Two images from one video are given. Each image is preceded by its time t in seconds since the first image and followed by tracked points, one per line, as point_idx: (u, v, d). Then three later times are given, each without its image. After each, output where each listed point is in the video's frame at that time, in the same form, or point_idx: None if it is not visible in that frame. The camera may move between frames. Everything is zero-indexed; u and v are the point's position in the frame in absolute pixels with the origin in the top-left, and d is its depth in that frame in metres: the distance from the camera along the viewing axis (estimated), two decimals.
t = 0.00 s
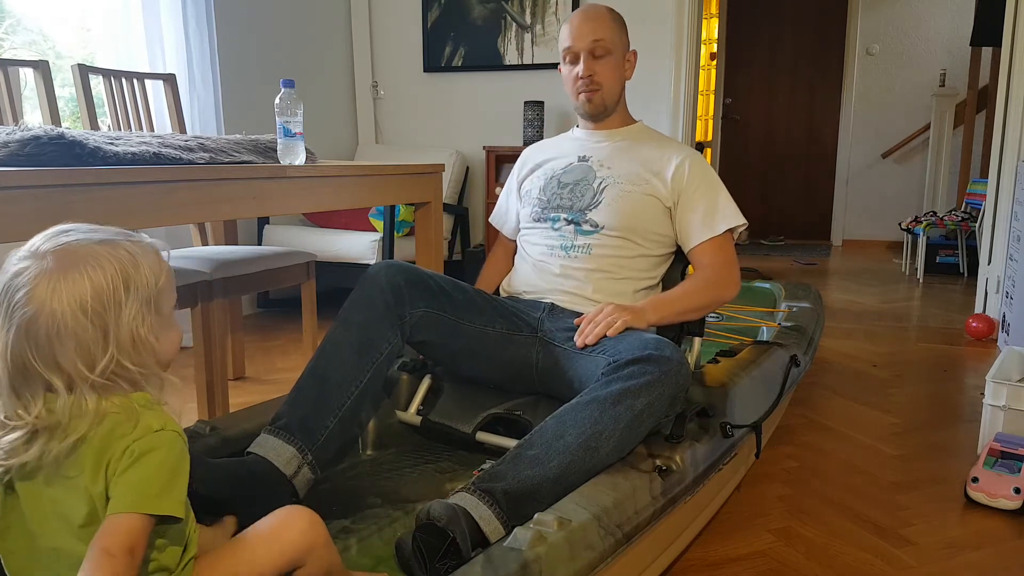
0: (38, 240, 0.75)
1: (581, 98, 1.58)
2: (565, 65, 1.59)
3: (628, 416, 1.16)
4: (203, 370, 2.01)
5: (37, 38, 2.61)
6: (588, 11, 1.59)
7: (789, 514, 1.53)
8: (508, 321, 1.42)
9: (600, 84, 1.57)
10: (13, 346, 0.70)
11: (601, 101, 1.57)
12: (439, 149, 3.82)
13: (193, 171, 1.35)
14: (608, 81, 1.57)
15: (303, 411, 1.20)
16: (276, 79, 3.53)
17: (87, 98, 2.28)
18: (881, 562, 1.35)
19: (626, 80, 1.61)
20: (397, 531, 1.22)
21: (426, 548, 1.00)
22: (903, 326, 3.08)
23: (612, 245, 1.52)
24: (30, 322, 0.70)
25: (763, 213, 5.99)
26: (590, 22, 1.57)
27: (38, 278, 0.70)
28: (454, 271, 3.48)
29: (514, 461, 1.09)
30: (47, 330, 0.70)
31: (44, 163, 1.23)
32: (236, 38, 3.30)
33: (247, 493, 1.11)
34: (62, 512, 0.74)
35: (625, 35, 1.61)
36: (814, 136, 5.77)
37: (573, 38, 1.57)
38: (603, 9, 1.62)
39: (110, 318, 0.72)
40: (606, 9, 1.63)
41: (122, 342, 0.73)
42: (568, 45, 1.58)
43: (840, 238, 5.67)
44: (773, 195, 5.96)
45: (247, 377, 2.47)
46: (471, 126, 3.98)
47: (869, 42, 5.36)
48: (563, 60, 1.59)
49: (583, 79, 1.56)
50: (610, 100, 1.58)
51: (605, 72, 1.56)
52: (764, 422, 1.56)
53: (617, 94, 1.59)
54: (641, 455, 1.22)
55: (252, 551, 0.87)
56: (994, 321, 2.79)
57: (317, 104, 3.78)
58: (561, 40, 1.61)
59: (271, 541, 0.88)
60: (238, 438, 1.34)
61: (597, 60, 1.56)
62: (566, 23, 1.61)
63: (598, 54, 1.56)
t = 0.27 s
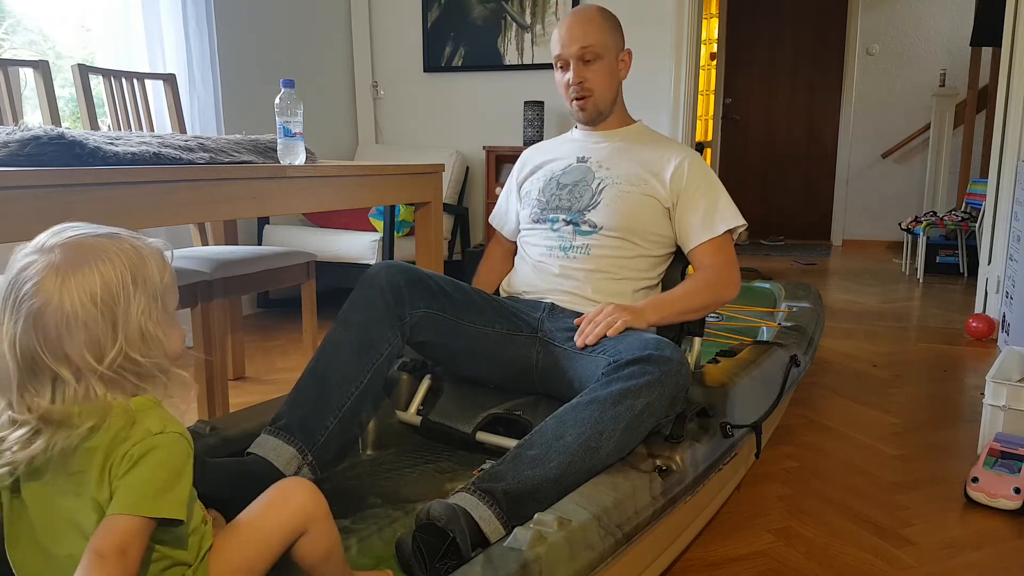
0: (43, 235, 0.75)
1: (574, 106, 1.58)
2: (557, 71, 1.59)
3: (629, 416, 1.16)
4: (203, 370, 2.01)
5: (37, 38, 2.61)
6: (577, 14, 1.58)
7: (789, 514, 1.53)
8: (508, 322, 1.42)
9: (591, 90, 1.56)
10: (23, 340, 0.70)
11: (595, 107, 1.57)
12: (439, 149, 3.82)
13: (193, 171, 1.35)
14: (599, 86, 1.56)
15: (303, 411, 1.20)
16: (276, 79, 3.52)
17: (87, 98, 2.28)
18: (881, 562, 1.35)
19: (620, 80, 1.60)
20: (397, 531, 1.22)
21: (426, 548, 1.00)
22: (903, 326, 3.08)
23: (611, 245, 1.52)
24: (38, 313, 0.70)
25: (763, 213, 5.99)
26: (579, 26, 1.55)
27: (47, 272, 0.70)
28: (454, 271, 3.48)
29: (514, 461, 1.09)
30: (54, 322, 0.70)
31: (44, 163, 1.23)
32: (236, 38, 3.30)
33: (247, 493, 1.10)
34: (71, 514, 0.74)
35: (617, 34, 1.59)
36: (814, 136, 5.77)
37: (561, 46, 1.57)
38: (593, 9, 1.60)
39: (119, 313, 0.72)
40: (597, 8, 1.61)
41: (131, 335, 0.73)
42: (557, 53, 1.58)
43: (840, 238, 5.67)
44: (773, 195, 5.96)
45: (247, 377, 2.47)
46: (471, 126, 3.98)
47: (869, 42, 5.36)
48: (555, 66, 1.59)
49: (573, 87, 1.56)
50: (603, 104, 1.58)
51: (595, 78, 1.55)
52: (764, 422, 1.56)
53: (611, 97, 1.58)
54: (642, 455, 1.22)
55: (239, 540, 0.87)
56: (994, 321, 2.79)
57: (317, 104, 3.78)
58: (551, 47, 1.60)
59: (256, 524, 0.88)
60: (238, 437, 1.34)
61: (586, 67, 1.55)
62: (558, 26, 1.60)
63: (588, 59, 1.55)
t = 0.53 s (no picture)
0: (24, 240, 0.75)
1: (570, 109, 1.59)
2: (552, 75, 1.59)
3: (628, 417, 1.16)
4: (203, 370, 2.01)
5: (37, 38, 2.61)
6: (568, 17, 1.57)
7: (789, 514, 1.53)
8: (508, 322, 1.42)
9: (586, 93, 1.56)
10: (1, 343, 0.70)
11: (591, 109, 1.58)
12: (439, 149, 3.81)
13: (193, 171, 1.35)
14: (594, 88, 1.56)
15: (303, 411, 1.20)
16: (276, 79, 3.52)
17: (87, 98, 2.28)
18: (881, 562, 1.35)
19: (616, 80, 1.59)
20: (397, 531, 1.22)
21: (426, 548, 1.00)
22: (903, 326, 3.08)
23: (611, 246, 1.52)
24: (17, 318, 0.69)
25: (763, 212, 5.99)
26: (571, 30, 1.55)
27: (27, 278, 0.70)
28: (454, 271, 3.48)
29: (514, 462, 1.09)
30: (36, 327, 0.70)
31: (44, 163, 1.23)
32: (236, 38, 3.30)
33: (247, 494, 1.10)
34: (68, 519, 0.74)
35: (611, 34, 1.58)
36: (814, 136, 5.77)
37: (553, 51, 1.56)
38: (585, 10, 1.58)
39: (97, 318, 0.72)
40: (589, 9, 1.60)
41: (110, 341, 0.73)
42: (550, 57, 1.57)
43: (840, 238, 5.67)
44: (773, 195, 5.96)
45: (247, 377, 2.47)
46: (471, 126, 3.98)
47: (869, 42, 5.36)
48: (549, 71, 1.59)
49: (568, 91, 1.56)
50: (599, 106, 1.58)
51: (589, 81, 1.55)
52: (764, 422, 1.56)
53: (607, 98, 1.58)
54: (641, 455, 1.22)
55: (240, 540, 0.87)
56: (994, 321, 2.79)
57: (318, 104, 3.78)
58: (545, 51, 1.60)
59: (255, 524, 0.88)
60: (238, 437, 1.34)
61: (579, 71, 1.55)
62: (550, 29, 1.59)
63: (581, 63, 1.55)
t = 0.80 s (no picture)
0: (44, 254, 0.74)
1: (567, 112, 1.59)
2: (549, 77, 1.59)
3: (629, 416, 1.16)
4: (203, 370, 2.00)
5: (37, 37, 2.61)
6: (565, 19, 1.56)
7: (789, 514, 1.53)
8: (508, 322, 1.42)
9: (582, 96, 1.56)
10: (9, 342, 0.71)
11: (588, 111, 1.58)
12: (439, 149, 3.81)
13: (193, 171, 1.35)
14: (591, 91, 1.56)
15: (303, 412, 1.20)
16: (276, 79, 3.53)
17: (87, 98, 2.28)
18: (881, 562, 1.35)
19: (613, 81, 1.59)
20: (397, 531, 1.22)
21: (426, 548, 1.00)
22: (903, 326, 3.08)
23: (611, 246, 1.52)
24: (24, 317, 0.70)
25: (763, 212, 5.99)
26: (568, 33, 1.54)
27: (47, 290, 0.71)
28: (454, 271, 3.48)
29: (514, 462, 1.09)
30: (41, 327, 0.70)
31: (44, 163, 1.23)
32: (236, 38, 3.30)
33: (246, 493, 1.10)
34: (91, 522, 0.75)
35: (607, 35, 1.57)
36: (814, 136, 5.77)
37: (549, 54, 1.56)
38: (581, 12, 1.58)
39: (130, 332, 0.74)
40: (585, 9, 1.59)
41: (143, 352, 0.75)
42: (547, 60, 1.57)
43: (840, 238, 5.67)
44: (773, 195, 5.96)
45: (247, 377, 2.47)
46: (471, 126, 3.98)
47: (869, 42, 5.36)
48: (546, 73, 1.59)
49: (565, 94, 1.56)
50: (596, 108, 1.58)
51: (586, 83, 1.55)
52: (764, 422, 1.56)
53: (604, 100, 1.58)
54: (641, 455, 1.22)
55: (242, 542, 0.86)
56: (994, 321, 2.79)
57: (318, 104, 3.78)
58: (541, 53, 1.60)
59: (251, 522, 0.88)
60: (239, 437, 1.34)
61: (575, 74, 1.55)
62: (546, 30, 1.59)
63: (577, 66, 1.54)
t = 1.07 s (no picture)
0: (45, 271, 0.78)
1: (569, 112, 1.59)
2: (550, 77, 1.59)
3: (628, 417, 1.16)
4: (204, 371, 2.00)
5: (37, 37, 2.61)
6: (566, 19, 1.56)
7: (789, 514, 1.53)
8: (508, 322, 1.42)
9: (585, 95, 1.56)
10: (17, 338, 0.76)
11: (591, 111, 1.58)
12: (439, 149, 3.81)
13: (193, 171, 1.35)
14: (593, 90, 1.56)
15: (302, 412, 1.20)
16: (276, 79, 3.52)
17: (87, 98, 2.28)
18: (881, 562, 1.35)
19: (615, 80, 1.59)
20: (397, 531, 1.22)
21: (426, 549, 1.00)
22: (903, 326, 3.08)
23: (611, 246, 1.52)
24: (34, 316, 0.75)
25: (763, 212, 5.99)
26: (569, 33, 1.54)
27: (47, 311, 0.75)
28: (454, 271, 3.48)
29: (514, 462, 1.09)
30: (50, 322, 0.75)
31: (44, 163, 1.23)
32: (236, 38, 3.30)
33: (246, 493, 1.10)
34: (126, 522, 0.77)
35: (608, 35, 1.57)
36: (814, 136, 5.77)
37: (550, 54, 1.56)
38: (583, 12, 1.58)
39: (124, 350, 0.78)
40: (586, 9, 1.59)
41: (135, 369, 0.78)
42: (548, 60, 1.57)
43: (840, 238, 5.67)
44: (773, 195, 5.96)
45: (247, 377, 2.47)
46: (471, 126, 3.98)
47: (869, 42, 5.36)
48: (547, 73, 1.59)
49: (567, 94, 1.56)
50: (598, 108, 1.58)
51: (588, 83, 1.55)
52: (764, 422, 1.56)
53: (606, 100, 1.58)
54: (641, 455, 1.22)
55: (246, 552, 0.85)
56: (994, 321, 2.79)
57: (318, 104, 3.79)
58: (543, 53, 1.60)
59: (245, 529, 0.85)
60: (239, 437, 1.34)
61: (577, 74, 1.55)
62: (547, 31, 1.59)
63: (579, 66, 1.55)
